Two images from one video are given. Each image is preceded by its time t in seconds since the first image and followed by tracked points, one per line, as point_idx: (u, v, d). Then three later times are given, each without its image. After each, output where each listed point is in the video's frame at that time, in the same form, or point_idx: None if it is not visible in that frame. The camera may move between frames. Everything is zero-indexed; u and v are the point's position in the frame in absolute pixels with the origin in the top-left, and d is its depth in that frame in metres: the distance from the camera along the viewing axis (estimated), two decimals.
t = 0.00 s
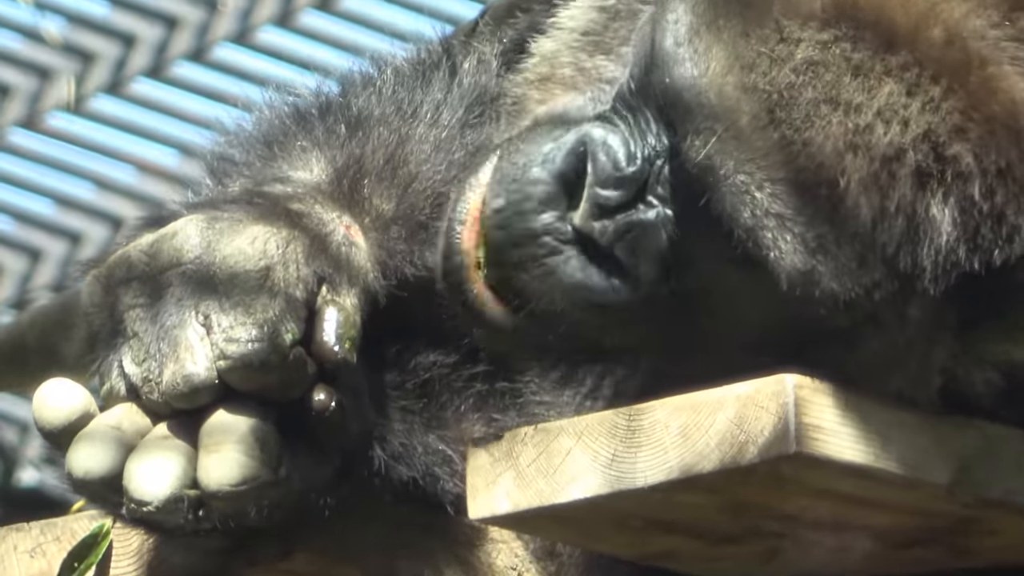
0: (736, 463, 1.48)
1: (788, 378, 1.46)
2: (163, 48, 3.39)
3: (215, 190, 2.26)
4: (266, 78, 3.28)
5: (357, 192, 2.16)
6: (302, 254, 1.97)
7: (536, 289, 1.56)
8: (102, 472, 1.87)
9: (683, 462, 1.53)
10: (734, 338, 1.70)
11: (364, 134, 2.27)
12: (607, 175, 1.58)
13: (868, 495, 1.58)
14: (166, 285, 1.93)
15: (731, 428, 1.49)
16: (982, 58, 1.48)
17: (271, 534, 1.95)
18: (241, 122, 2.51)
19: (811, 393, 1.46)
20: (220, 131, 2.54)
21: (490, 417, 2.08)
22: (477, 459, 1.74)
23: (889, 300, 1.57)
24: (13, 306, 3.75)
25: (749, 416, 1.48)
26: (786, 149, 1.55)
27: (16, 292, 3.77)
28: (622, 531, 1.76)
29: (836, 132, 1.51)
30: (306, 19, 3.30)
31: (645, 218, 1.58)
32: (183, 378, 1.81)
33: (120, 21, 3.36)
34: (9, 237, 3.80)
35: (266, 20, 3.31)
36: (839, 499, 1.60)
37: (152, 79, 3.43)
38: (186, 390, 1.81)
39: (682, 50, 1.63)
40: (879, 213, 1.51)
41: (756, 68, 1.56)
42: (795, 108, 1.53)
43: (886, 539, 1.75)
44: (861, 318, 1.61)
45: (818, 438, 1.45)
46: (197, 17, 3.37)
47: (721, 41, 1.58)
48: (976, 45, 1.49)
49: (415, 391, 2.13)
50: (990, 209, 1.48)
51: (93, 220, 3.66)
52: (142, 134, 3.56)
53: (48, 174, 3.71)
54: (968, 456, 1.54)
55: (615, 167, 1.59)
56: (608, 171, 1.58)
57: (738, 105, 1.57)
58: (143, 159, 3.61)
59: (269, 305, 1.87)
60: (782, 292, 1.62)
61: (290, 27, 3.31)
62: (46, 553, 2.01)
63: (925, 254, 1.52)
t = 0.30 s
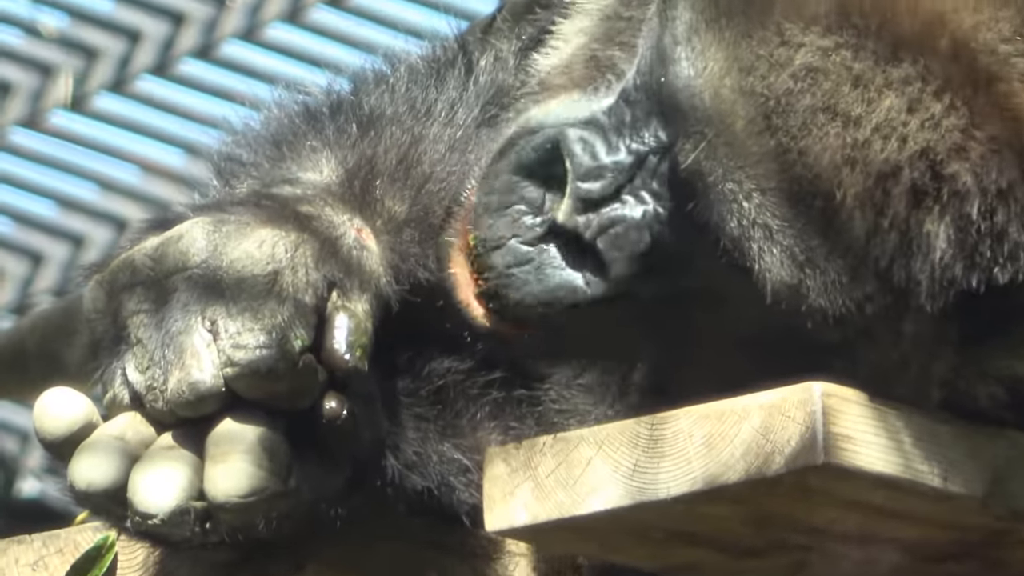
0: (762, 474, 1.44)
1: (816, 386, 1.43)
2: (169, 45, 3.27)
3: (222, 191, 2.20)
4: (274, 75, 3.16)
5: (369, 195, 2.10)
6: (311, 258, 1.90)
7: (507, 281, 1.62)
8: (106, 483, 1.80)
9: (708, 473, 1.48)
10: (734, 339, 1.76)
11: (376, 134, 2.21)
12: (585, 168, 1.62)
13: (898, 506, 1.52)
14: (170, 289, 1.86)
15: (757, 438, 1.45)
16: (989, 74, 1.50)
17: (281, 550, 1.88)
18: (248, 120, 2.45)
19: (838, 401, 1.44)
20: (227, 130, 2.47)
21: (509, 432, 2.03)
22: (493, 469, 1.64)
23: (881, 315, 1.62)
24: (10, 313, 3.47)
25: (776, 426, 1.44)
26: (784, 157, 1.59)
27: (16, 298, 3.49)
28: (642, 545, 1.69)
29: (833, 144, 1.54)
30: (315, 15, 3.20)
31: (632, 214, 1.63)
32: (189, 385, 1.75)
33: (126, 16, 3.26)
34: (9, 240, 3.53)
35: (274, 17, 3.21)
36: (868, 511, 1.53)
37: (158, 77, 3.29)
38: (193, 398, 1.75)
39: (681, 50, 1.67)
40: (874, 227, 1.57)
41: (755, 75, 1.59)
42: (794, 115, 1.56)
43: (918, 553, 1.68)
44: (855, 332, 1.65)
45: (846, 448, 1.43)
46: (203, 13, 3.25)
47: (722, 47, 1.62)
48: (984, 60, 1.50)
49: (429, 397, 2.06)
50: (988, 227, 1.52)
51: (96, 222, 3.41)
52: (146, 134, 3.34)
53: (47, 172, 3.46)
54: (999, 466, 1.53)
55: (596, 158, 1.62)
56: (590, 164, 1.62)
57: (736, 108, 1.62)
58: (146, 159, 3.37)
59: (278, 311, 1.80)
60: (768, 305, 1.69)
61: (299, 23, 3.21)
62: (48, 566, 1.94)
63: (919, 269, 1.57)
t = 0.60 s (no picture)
0: (783, 484, 1.38)
1: (839, 393, 1.36)
2: (170, 40, 3.18)
3: (225, 192, 2.14)
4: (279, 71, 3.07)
5: (376, 194, 2.04)
6: (317, 259, 1.84)
7: (553, 286, 1.65)
8: (107, 494, 1.75)
9: (727, 483, 1.42)
10: (757, 336, 1.69)
11: (383, 131, 2.15)
12: (618, 170, 1.64)
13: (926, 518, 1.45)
14: (171, 293, 1.80)
15: (779, 447, 1.39)
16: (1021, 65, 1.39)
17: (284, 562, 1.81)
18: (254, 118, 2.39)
19: (862, 409, 1.36)
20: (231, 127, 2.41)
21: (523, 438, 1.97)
22: (506, 478, 1.58)
23: (908, 317, 1.54)
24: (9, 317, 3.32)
25: (797, 434, 1.38)
26: (808, 151, 1.50)
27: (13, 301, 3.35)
28: (659, 557, 1.62)
29: (860, 136, 1.45)
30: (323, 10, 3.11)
31: (659, 214, 1.62)
32: (190, 393, 1.70)
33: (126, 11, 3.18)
34: (8, 240, 3.39)
35: (280, 11, 3.12)
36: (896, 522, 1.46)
37: (161, 73, 3.20)
38: (194, 405, 1.69)
39: (701, 42, 1.59)
40: (901, 223, 1.47)
41: (778, 66, 1.49)
42: (820, 108, 1.47)
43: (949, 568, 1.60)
44: (881, 334, 1.57)
45: (870, 457, 1.36)
46: (207, 8, 3.16)
47: (742, 36, 1.53)
48: (1017, 50, 1.39)
49: (439, 403, 2.00)
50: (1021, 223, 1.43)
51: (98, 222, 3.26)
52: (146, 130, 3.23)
53: (44, 170, 3.34)
54: None
55: (630, 161, 1.64)
56: (622, 167, 1.64)
57: (760, 102, 1.52)
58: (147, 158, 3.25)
59: (282, 315, 1.74)
60: (793, 305, 1.60)
61: (306, 18, 3.12)
62: None
63: (949, 268, 1.47)
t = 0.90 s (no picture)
0: (803, 491, 1.32)
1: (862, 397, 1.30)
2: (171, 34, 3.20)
3: (222, 190, 2.07)
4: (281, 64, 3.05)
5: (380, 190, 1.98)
6: (318, 257, 1.79)
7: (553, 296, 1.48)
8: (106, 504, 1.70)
9: (746, 491, 1.35)
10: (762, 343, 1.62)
11: (385, 127, 2.08)
12: (614, 171, 1.47)
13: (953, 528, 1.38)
14: (168, 296, 1.74)
15: (798, 453, 1.32)
16: None
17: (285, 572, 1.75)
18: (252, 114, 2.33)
19: (886, 415, 1.30)
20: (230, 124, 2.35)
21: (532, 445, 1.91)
22: (517, 486, 1.52)
23: (914, 327, 1.49)
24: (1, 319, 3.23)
25: (817, 440, 1.31)
26: (813, 157, 1.47)
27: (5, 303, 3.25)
28: (674, 568, 1.56)
29: (867, 143, 1.42)
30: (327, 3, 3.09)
31: (660, 217, 1.45)
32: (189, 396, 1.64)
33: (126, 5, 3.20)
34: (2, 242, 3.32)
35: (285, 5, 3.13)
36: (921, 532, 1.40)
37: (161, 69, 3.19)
38: (193, 409, 1.64)
39: (702, 43, 1.58)
40: (908, 232, 1.42)
41: (785, 69, 1.48)
42: (827, 111, 1.44)
43: None
44: (888, 344, 1.51)
45: (893, 464, 1.29)
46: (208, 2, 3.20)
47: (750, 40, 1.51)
48: None
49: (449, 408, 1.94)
50: None
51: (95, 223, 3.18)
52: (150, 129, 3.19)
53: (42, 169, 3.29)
54: None
55: (629, 160, 1.47)
56: (621, 166, 1.47)
57: (764, 105, 1.50)
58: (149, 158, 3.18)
59: (282, 315, 1.68)
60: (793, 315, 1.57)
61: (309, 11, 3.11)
62: None
63: (957, 277, 1.41)
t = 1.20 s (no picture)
0: (822, 497, 1.25)
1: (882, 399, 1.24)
2: (165, 24, 3.22)
3: (220, 187, 2.01)
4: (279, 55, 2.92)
5: (382, 185, 1.92)
6: (318, 254, 1.73)
7: (578, 289, 1.53)
8: (101, 511, 1.63)
9: (763, 497, 1.29)
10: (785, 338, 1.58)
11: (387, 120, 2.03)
12: (642, 164, 1.50)
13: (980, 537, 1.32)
14: (163, 297, 1.69)
15: (818, 458, 1.26)
16: None
17: None
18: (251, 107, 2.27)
19: (908, 419, 1.24)
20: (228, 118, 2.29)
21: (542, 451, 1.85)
22: (526, 493, 1.46)
23: (951, 321, 1.42)
24: None
25: (837, 445, 1.25)
26: (842, 144, 1.40)
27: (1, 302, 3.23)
28: None
29: (897, 127, 1.35)
30: None
31: (687, 207, 1.49)
32: (184, 398, 1.58)
33: None
34: None
35: None
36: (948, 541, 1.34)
37: (155, 60, 3.20)
38: (188, 412, 1.58)
39: (728, 28, 1.52)
40: (943, 222, 1.36)
41: (812, 53, 1.42)
42: (857, 97, 1.38)
43: None
44: (922, 338, 1.45)
45: (915, 471, 1.23)
46: None
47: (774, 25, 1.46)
48: None
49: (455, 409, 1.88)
50: None
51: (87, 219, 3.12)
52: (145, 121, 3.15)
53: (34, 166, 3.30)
54: None
55: (656, 154, 1.50)
56: (648, 160, 1.50)
57: (791, 91, 1.44)
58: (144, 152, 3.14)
59: (282, 314, 1.62)
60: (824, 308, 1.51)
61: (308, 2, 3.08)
62: None
63: (994, 269, 1.35)
